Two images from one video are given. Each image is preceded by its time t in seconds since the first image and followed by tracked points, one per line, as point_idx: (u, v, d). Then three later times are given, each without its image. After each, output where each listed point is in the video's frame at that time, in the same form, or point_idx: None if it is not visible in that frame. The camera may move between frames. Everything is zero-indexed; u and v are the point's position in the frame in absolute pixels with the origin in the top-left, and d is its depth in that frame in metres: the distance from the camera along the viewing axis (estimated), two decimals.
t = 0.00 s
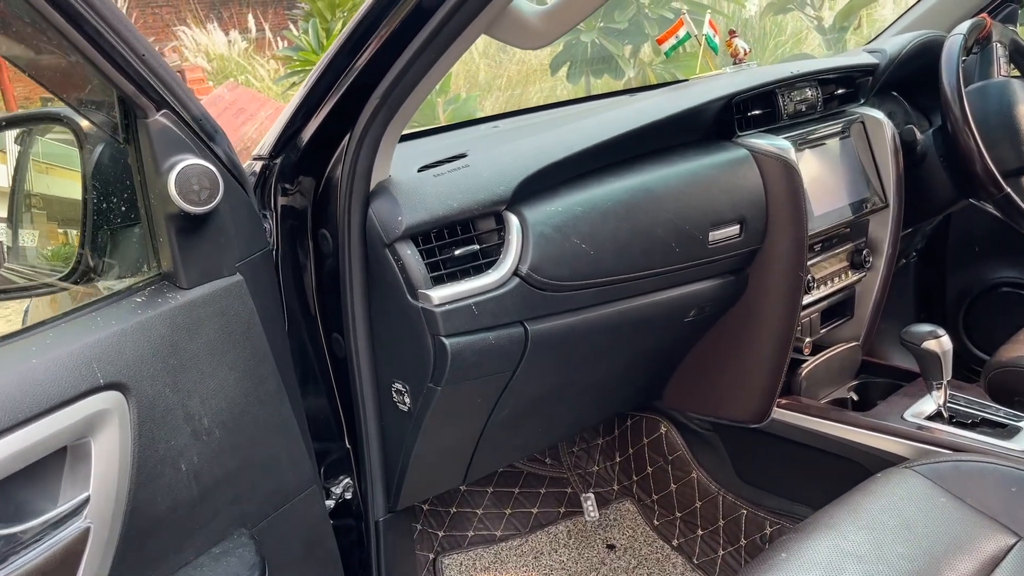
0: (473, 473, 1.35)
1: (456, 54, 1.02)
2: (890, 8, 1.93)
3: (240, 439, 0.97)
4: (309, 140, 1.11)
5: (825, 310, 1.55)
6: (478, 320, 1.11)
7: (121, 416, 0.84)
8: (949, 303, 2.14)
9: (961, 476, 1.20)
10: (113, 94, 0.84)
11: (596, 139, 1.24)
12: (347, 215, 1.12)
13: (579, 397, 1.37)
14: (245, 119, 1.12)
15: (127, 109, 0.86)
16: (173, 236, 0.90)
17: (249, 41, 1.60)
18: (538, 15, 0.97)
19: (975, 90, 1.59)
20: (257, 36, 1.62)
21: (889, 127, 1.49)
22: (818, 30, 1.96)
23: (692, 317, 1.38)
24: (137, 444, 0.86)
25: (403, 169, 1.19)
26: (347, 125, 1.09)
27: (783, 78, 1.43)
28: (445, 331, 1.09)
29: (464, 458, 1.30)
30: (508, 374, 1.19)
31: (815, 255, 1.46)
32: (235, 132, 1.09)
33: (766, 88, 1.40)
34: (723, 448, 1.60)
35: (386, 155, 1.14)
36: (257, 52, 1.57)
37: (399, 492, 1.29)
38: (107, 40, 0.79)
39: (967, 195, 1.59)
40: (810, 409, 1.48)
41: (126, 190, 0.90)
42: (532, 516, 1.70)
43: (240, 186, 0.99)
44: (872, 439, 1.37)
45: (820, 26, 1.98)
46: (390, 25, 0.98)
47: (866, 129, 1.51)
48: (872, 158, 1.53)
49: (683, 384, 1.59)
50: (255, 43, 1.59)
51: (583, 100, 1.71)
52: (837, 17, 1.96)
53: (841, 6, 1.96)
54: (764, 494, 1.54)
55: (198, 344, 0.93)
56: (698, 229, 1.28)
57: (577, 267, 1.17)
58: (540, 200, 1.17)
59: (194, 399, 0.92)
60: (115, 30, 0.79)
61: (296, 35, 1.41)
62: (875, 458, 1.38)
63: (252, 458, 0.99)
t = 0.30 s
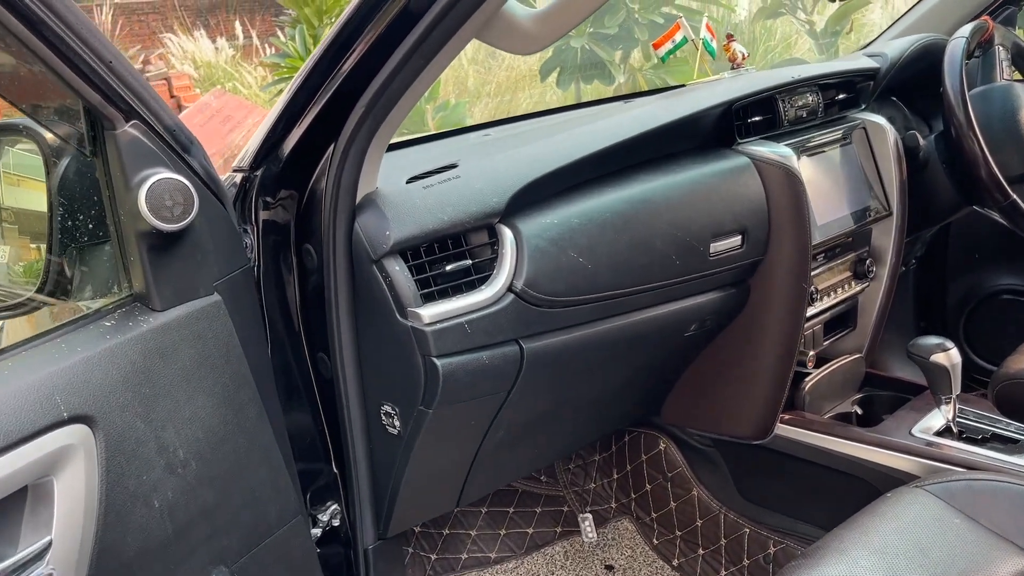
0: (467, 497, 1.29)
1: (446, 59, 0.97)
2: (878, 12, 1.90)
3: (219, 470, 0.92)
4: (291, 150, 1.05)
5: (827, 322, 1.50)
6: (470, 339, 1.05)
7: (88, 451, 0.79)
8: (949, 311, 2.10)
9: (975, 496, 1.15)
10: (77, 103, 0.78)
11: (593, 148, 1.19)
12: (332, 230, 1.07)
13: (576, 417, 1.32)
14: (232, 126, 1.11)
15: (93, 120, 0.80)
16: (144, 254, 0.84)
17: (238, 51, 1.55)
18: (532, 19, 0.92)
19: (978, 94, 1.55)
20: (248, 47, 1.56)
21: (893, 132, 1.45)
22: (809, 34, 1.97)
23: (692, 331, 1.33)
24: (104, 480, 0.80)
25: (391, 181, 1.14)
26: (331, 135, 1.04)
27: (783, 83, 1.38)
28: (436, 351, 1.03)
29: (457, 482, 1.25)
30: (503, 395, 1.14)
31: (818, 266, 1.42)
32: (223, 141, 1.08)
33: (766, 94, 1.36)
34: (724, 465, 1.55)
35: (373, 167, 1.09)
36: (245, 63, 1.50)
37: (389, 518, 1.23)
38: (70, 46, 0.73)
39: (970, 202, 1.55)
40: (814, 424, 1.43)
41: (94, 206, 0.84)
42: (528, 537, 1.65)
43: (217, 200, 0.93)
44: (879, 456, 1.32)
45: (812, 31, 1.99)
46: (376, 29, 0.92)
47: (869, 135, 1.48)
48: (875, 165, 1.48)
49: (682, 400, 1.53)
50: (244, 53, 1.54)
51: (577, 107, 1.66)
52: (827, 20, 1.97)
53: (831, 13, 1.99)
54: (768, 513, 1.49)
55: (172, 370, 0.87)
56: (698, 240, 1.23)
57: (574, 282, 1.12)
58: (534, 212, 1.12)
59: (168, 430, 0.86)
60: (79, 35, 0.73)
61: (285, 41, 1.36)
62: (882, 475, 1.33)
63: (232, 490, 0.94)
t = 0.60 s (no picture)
0: (463, 532, 1.21)
1: (445, 63, 0.89)
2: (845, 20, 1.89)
3: (198, 519, 0.83)
4: (273, 162, 0.96)
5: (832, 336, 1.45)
6: (472, 365, 0.97)
7: (50, 508, 0.70)
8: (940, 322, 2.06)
9: (998, 521, 1.10)
10: (36, 113, 0.69)
11: (596, 157, 1.11)
12: (320, 248, 0.98)
13: (578, 442, 1.25)
14: (196, 135, 0.97)
15: (54, 131, 0.71)
16: (113, 282, 0.75)
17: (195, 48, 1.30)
18: (540, 19, 0.85)
19: (979, 99, 1.51)
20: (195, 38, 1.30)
21: (897, 139, 1.41)
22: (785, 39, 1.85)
23: (699, 350, 1.26)
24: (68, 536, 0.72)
25: (381, 194, 1.05)
26: (318, 145, 0.95)
27: (787, 88, 1.32)
28: (435, 380, 0.95)
29: (454, 516, 1.17)
30: (505, 424, 1.06)
31: (825, 279, 1.36)
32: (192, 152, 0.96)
33: (771, 100, 1.30)
34: (726, 486, 1.49)
35: (363, 179, 1.00)
36: (202, 66, 1.27)
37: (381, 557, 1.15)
38: (27, 48, 0.64)
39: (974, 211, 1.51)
40: (823, 444, 1.38)
41: (55, 227, 0.74)
42: (522, 566, 1.54)
43: (195, 219, 0.84)
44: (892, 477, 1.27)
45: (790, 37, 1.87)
46: (370, 29, 0.84)
47: (872, 142, 1.43)
48: (880, 174, 1.44)
49: (684, 420, 1.47)
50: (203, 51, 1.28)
51: (568, 113, 1.59)
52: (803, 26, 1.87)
53: (804, 19, 1.90)
54: (773, 536, 1.43)
55: (145, 411, 0.78)
56: (707, 255, 1.16)
57: (580, 302, 1.04)
58: (536, 227, 1.04)
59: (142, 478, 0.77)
60: (35, 33, 0.64)
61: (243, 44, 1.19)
62: (894, 497, 1.28)
63: (212, 540, 0.85)
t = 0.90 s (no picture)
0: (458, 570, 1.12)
1: (446, 60, 0.80)
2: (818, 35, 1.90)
3: None
4: (252, 169, 0.87)
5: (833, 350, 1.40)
6: (475, 393, 0.88)
7: None
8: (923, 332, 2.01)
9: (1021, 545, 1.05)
10: None
11: (599, 165, 1.04)
12: (304, 266, 0.89)
13: (579, 469, 1.17)
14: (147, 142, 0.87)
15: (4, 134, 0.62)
16: (73, 307, 0.65)
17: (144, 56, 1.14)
18: (550, 11, 0.77)
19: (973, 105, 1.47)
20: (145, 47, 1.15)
21: (899, 146, 1.38)
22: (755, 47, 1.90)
23: (704, 368, 1.20)
24: None
25: (369, 204, 0.96)
26: (302, 151, 0.86)
27: (789, 93, 1.27)
28: (435, 411, 0.86)
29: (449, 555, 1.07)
30: (508, 454, 0.97)
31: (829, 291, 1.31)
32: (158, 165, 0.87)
33: (773, 105, 1.25)
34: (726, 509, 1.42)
35: (352, 188, 0.90)
36: (155, 75, 1.12)
37: None
38: None
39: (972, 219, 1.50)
40: (829, 464, 1.33)
41: (5, 244, 0.63)
42: None
43: (166, 235, 0.74)
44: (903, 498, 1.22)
45: (756, 43, 1.95)
46: (361, 22, 0.75)
47: (873, 148, 1.40)
48: (880, 183, 1.40)
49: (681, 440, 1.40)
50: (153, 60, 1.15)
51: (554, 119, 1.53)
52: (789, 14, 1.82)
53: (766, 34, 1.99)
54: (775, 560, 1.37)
55: (112, 455, 0.68)
56: (715, 268, 1.09)
57: (588, 321, 0.97)
58: (540, 240, 0.96)
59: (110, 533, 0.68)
60: None
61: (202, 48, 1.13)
62: (905, 518, 1.23)
63: None
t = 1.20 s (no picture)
0: None
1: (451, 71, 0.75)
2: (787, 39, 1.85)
3: None
4: (241, 182, 0.81)
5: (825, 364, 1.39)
6: (478, 419, 0.84)
7: None
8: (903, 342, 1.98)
9: None
10: None
11: (599, 179, 1.00)
12: (295, 286, 0.84)
13: (575, 492, 1.13)
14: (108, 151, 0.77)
15: None
16: (52, 336, 0.60)
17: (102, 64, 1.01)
18: (561, 19, 0.75)
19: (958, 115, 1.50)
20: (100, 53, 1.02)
21: (889, 158, 1.38)
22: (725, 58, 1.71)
23: (702, 386, 1.17)
24: None
25: (362, 220, 0.92)
26: (294, 165, 0.81)
27: (782, 104, 1.26)
28: (437, 439, 0.82)
29: None
30: (509, 480, 0.93)
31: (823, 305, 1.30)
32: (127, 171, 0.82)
33: (767, 117, 1.23)
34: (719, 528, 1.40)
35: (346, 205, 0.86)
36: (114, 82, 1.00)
37: None
38: None
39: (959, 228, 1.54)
40: (823, 481, 1.31)
41: None
42: None
43: (151, 256, 0.69)
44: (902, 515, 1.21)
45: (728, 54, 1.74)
46: (361, 31, 0.71)
47: (863, 160, 1.39)
48: (870, 195, 1.40)
49: (674, 459, 1.37)
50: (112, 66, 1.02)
51: (540, 130, 1.49)
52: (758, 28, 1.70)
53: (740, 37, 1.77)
54: None
55: (93, 497, 0.62)
56: (717, 284, 1.07)
57: (592, 341, 0.93)
58: (541, 257, 0.93)
59: None
60: None
61: (164, 56, 1.08)
62: (903, 536, 1.22)
63: None
